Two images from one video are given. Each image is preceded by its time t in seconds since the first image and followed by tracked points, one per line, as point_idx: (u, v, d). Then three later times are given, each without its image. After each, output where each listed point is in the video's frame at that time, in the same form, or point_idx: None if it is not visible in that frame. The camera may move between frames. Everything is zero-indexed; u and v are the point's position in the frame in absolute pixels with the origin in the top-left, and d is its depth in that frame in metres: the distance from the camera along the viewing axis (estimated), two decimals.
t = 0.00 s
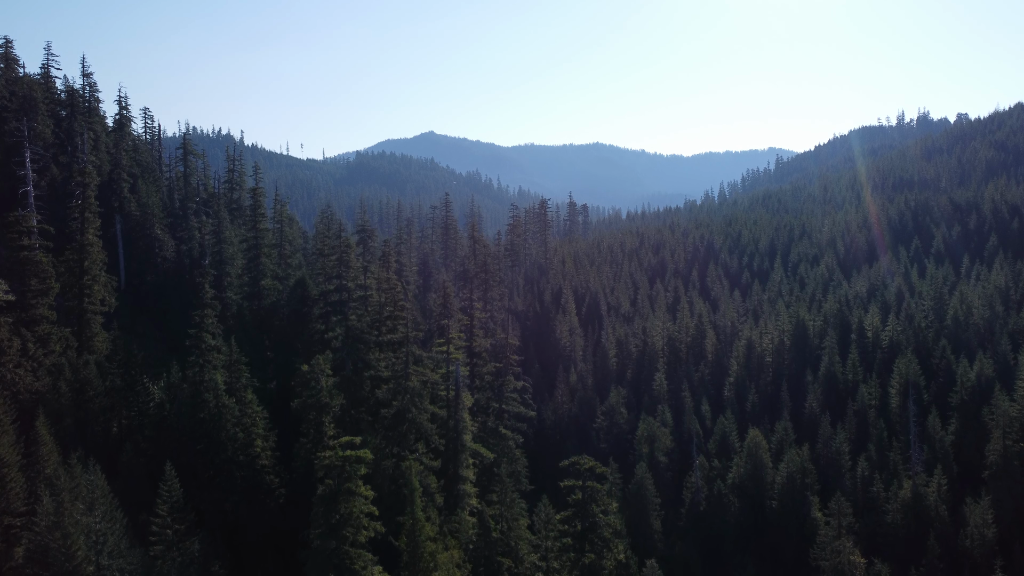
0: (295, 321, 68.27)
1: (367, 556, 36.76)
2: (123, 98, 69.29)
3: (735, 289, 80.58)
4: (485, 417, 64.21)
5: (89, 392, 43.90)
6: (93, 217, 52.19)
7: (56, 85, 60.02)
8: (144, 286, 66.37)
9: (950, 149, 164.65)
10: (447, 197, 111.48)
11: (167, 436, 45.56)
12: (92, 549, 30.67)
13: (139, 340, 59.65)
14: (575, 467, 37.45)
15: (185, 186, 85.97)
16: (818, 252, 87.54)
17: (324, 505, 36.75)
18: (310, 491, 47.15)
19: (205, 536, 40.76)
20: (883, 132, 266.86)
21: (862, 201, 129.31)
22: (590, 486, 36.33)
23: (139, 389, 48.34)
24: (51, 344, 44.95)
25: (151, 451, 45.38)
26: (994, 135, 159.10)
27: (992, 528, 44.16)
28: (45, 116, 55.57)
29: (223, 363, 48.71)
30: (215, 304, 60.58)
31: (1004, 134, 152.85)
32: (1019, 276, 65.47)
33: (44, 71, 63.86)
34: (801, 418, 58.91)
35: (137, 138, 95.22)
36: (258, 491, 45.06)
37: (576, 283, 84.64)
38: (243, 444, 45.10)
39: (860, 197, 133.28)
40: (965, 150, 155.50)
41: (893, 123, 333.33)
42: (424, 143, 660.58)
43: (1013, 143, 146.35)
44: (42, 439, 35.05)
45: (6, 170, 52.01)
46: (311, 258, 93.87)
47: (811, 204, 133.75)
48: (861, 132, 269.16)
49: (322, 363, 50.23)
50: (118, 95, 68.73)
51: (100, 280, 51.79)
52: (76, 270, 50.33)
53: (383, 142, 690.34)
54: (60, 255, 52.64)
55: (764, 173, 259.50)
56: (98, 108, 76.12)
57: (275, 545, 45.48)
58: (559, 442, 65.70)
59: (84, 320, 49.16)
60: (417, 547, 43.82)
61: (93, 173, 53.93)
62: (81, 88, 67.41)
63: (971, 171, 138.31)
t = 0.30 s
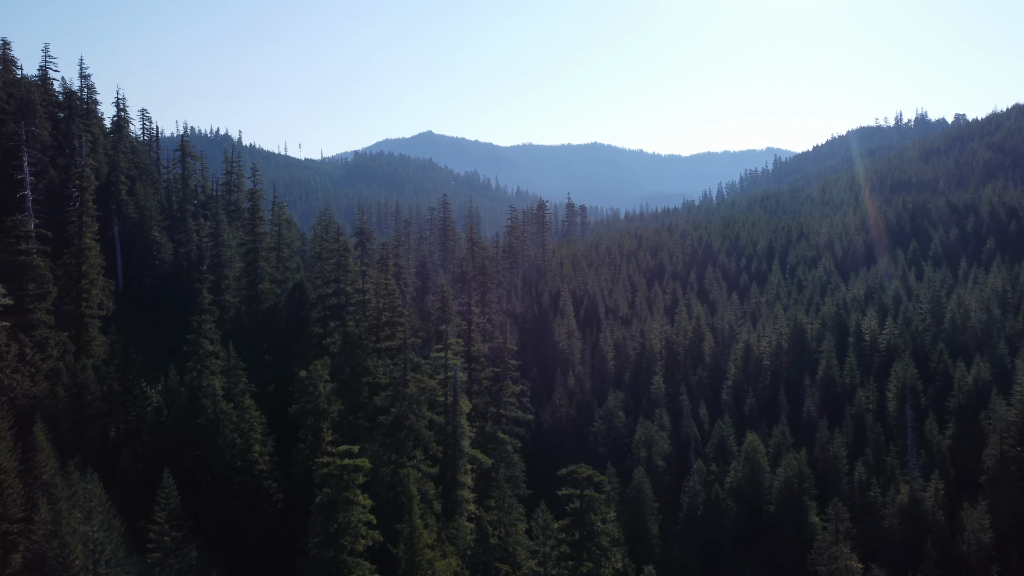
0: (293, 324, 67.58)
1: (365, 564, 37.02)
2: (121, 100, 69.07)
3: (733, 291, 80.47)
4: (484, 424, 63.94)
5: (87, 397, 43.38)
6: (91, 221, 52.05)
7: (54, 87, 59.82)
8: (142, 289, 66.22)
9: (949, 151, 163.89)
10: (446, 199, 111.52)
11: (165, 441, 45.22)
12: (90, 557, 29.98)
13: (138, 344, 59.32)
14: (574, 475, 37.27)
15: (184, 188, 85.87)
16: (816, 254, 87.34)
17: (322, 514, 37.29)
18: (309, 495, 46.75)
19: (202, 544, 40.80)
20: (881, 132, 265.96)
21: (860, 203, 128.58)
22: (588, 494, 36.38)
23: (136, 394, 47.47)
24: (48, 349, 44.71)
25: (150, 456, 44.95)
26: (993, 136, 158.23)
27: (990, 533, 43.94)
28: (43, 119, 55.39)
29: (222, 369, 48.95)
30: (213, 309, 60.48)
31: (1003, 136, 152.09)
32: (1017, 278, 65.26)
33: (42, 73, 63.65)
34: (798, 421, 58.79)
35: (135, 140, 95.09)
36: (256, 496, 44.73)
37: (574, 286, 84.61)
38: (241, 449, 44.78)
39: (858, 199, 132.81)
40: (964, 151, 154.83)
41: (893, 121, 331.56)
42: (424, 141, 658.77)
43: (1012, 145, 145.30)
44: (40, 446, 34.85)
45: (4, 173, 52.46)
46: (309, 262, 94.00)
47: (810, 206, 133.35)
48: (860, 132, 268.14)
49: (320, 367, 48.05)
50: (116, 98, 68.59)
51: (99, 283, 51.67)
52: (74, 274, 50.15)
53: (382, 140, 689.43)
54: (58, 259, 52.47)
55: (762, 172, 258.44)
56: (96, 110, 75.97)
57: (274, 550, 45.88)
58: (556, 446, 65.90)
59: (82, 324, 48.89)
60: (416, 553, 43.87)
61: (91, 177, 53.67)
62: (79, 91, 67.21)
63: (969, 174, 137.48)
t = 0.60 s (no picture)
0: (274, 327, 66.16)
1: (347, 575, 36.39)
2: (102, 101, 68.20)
3: (716, 293, 80.63)
4: (467, 431, 63.62)
5: (66, 404, 43.43)
6: (70, 225, 51.35)
7: (33, 88, 58.85)
8: (121, 293, 65.49)
9: (929, 152, 164.98)
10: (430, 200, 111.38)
11: (145, 449, 44.74)
12: (70, 569, 29.96)
13: (118, 349, 58.41)
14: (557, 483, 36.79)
15: (165, 190, 85.05)
16: (797, 256, 87.65)
17: (304, 525, 36.64)
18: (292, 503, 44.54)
19: (182, 553, 39.39)
20: (863, 134, 267.34)
21: (841, 205, 128.72)
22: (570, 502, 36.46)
23: (116, 398, 46.83)
24: (26, 354, 43.42)
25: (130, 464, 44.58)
26: (972, 139, 159.52)
27: (967, 535, 44.02)
28: (20, 120, 54.50)
29: (203, 374, 48.04)
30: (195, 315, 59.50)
31: (981, 138, 153.33)
32: (994, 281, 65.75)
33: (20, 72, 62.66)
34: (780, 424, 58.98)
35: (115, 141, 94.04)
36: (238, 504, 43.19)
37: (558, 288, 84.58)
38: (223, 457, 43.68)
39: (840, 200, 133.53)
40: (943, 153, 155.94)
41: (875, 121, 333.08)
42: (412, 140, 656.25)
43: (990, 148, 145.68)
44: (15, 455, 33.60)
45: None
46: (292, 264, 93.49)
47: (791, 207, 134.05)
48: (843, 132, 269.89)
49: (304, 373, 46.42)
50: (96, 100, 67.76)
51: (79, 287, 50.93)
52: (52, 279, 49.33)
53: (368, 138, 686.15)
54: (36, 263, 51.57)
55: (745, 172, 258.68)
56: (75, 111, 74.95)
57: (257, 559, 44.17)
58: (540, 449, 65.92)
59: (61, 329, 48.03)
60: (399, 562, 42.78)
61: (71, 180, 53.26)
62: (58, 91, 66.23)
63: (949, 177, 137.77)
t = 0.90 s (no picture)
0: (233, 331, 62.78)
1: None
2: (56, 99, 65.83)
3: (678, 295, 81.04)
4: (431, 434, 62.30)
5: (19, 413, 42.28)
6: (22, 228, 49.40)
7: None
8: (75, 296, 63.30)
9: (885, 155, 168.08)
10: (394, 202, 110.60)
11: (100, 457, 42.06)
12: None
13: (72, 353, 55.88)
14: (522, 493, 36.87)
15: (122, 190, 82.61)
16: (758, 259, 88.45)
17: (266, 537, 35.78)
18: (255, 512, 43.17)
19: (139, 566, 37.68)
20: (824, 136, 271.69)
21: (801, 207, 130.09)
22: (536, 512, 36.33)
23: (71, 406, 43.88)
24: None
25: (85, 473, 41.67)
26: (925, 143, 163.15)
27: (920, 534, 44.43)
28: None
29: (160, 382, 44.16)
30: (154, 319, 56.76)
31: (934, 143, 156.82)
32: (946, 284, 67.14)
33: None
34: (741, 426, 59.31)
35: (70, 138, 91.16)
36: (199, 514, 41.46)
37: (522, 290, 84.33)
38: (182, 466, 41.13)
39: (800, 203, 135.44)
40: (898, 157, 159.11)
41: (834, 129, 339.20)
42: (381, 139, 650.09)
43: (943, 152, 148.27)
44: None
45: None
46: (253, 266, 91.89)
47: (752, 209, 135.71)
48: (805, 135, 274.47)
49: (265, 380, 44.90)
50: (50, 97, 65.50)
51: (31, 292, 48.93)
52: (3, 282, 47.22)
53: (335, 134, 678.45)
54: None
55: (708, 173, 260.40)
56: (27, 109, 72.29)
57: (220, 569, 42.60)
58: (504, 452, 65.46)
59: (12, 335, 45.85)
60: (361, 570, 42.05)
61: (23, 181, 51.18)
62: (9, 87, 63.75)
63: (905, 179, 139.56)
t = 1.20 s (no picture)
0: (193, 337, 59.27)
1: None
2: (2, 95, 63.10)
3: (637, 297, 81.36)
4: (391, 441, 62.02)
5: None
6: None
7: None
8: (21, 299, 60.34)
9: (837, 159, 171.31)
10: (353, 203, 109.50)
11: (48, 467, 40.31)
12: None
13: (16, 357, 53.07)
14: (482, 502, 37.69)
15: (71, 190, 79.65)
16: (715, 262, 89.19)
17: (223, 550, 34.28)
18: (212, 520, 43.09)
19: None
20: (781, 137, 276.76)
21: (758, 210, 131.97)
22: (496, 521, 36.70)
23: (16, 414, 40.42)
24: None
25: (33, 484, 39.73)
26: (876, 147, 166.65)
27: (872, 533, 44.97)
28: None
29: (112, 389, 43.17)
30: (108, 329, 55.99)
31: (884, 147, 160.19)
32: (896, 286, 68.62)
33: None
34: (699, 427, 59.67)
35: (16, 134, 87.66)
36: (154, 524, 40.75)
37: (482, 293, 83.88)
38: (135, 476, 40.14)
39: (756, 204, 137.29)
40: (850, 160, 162.17)
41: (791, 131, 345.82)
42: (346, 138, 642.06)
43: (892, 156, 151.49)
44: None
45: None
46: (207, 269, 89.83)
47: (710, 211, 137.25)
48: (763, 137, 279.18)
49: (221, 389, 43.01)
50: None
51: None
52: None
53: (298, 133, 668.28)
54: None
55: (668, 175, 262.75)
56: None
57: None
58: (464, 457, 64.93)
59: None
60: None
61: None
62: None
63: (856, 184, 143.07)
